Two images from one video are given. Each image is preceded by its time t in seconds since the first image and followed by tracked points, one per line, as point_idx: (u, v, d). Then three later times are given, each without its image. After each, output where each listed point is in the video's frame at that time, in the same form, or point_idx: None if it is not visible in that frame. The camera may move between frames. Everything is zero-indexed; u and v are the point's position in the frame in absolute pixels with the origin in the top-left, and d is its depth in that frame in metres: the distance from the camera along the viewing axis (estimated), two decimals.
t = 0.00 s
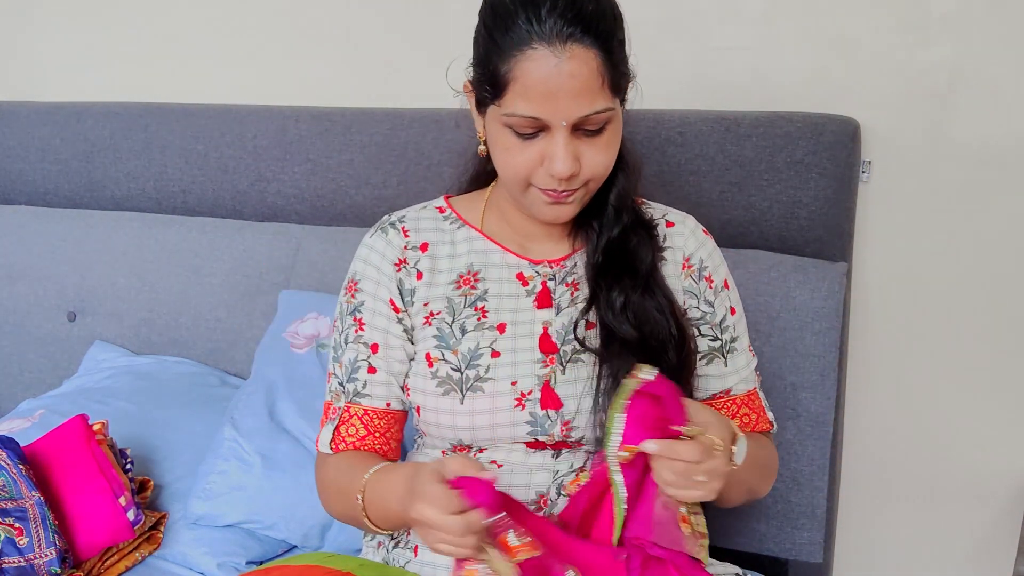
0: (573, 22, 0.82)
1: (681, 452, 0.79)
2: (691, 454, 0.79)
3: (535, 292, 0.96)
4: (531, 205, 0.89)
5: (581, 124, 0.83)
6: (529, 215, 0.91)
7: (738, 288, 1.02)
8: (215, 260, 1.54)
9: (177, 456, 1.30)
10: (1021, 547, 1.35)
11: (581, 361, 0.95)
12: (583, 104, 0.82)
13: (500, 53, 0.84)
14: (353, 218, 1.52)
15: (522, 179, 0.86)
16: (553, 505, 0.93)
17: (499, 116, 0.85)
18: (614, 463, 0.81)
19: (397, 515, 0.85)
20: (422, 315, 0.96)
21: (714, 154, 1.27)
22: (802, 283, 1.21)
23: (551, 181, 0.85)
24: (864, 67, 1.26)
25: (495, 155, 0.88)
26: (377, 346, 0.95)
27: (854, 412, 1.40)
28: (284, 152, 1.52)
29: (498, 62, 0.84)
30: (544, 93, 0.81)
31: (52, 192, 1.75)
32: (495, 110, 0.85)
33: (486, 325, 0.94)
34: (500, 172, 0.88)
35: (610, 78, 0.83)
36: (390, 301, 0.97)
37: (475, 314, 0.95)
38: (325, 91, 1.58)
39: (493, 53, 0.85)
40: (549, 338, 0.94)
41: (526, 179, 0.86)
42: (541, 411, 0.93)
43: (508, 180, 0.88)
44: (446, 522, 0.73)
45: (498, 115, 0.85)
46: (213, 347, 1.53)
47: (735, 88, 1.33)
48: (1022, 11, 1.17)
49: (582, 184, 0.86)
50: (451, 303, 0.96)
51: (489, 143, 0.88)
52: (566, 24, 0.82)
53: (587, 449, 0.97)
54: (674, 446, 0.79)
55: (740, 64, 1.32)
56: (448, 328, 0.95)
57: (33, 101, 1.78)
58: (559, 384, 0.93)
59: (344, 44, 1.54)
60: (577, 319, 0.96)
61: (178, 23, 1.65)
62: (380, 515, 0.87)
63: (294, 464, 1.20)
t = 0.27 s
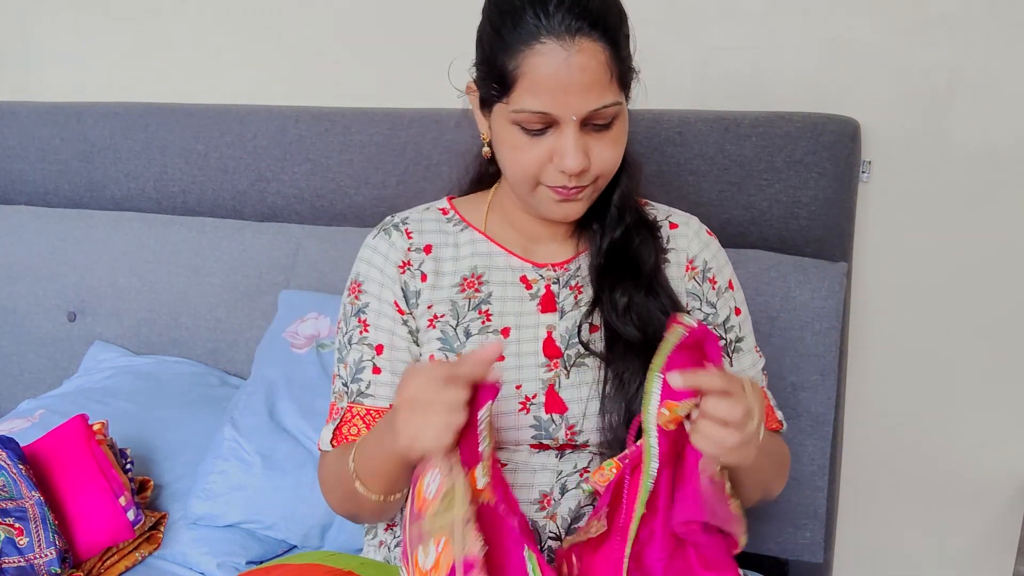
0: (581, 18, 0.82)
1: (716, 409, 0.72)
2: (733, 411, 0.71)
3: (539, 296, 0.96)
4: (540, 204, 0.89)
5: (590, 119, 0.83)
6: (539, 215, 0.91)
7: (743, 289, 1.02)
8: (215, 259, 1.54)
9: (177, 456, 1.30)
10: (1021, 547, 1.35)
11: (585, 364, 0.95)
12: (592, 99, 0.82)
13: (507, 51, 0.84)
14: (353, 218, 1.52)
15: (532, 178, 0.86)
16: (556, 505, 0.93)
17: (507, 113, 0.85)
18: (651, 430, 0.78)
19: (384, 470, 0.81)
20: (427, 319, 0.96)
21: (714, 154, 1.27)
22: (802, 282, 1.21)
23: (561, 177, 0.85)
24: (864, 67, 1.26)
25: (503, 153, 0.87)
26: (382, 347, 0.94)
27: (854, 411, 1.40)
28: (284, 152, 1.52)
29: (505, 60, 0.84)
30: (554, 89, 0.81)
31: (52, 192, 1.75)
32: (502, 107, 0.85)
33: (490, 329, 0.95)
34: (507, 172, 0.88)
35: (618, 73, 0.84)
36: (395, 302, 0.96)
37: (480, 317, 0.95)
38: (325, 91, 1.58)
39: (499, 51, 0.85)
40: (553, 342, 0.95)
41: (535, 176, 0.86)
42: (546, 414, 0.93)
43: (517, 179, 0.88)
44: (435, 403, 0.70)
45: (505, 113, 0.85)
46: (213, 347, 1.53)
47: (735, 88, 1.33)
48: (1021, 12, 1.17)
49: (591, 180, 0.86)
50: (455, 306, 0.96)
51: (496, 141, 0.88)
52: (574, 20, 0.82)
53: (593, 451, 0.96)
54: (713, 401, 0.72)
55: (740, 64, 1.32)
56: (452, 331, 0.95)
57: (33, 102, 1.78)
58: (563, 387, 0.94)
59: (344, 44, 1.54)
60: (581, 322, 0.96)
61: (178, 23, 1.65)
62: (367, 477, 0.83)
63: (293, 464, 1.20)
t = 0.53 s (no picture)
0: None
1: (664, 331, 0.75)
2: (673, 321, 0.75)
3: (536, 299, 0.96)
4: (527, 197, 0.89)
5: (569, 100, 0.83)
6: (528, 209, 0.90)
7: (740, 279, 1.02)
8: (215, 260, 1.54)
9: (178, 457, 1.30)
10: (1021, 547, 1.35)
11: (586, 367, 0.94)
12: (569, 78, 0.82)
13: (484, 39, 0.85)
14: (353, 218, 1.52)
15: (517, 167, 0.86)
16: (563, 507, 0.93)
17: (488, 102, 0.85)
18: (603, 425, 0.74)
19: (448, 452, 0.80)
20: (426, 324, 0.96)
21: (714, 154, 1.27)
22: (802, 282, 1.21)
23: (546, 162, 0.84)
24: (864, 67, 1.26)
25: (487, 145, 0.88)
26: (393, 348, 0.93)
27: (854, 411, 1.40)
28: (283, 152, 1.53)
29: (482, 49, 0.85)
30: (529, 70, 0.82)
31: (52, 192, 1.75)
32: (483, 97, 0.86)
33: (489, 334, 0.94)
34: (493, 164, 0.88)
35: (593, 53, 0.84)
36: (400, 304, 0.95)
37: (479, 322, 0.95)
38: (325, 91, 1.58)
39: (476, 42, 0.86)
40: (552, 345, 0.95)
41: (520, 165, 0.86)
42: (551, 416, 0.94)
43: (503, 170, 0.87)
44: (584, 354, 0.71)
45: (486, 103, 0.86)
46: (214, 347, 1.53)
47: (735, 88, 1.33)
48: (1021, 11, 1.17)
49: (577, 164, 0.85)
50: (453, 311, 0.96)
51: (479, 134, 0.89)
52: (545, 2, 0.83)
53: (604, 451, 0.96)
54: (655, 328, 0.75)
55: (740, 64, 1.32)
56: (451, 337, 0.95)
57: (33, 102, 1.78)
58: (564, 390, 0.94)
59: (344, 44, 1.54)
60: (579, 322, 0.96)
61: (178, 23, 1.65)
62: (423, 460, 0.81)
63: (294, 464, 1.20)
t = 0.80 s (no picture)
0: None
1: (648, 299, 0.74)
2: (655, 291, 0.74)
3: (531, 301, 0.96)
4: (523, 193, 0.88)
5: (559, 89, 0.83)
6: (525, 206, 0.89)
7: (742, 279, 1.02)
8: (215, 260, 1.54)
9: (176, 456, 1.30)
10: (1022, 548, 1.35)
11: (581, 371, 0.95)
12: (558, 66, 0.82)
13: (472, 33, 0.85)
14: (353, 218, 1.53)
15: (510, 161, 0.85)
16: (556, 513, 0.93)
17: (479, 96, 0.85)
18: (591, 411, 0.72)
19: (449, 448, 0.78)
20: (419, 326, 0.96)
21: (713, 154, 1.27)
22: (802, 282, 1.21)
23: (539, 154, 0.83)
24: (865, 67, 1.26)
25: (480, 141, 0.87)
26: (386, 349, 0.93)
27: (854, 411, 1.40)
28: (283, 152, 1.53)
29: (471, 44, 0.86)
30: (518, 59, 0.82)
31: (52, 192, 1.75)
32: (473, 92, 0.86)
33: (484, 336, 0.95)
34: (487, 160, 0.87)
35: (581, 42, 0.85)
36: (393, 304, 0.95)
37: (473, 324, 0.95)
38: (325, 90, 1.58)
39: (465, 37, 0.86)
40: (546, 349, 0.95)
41: (513, 159, 0.85)
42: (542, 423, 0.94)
43: (497, 166, 0.87)
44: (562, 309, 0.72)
45: (478, 97, 0.86)
46: (214, 347, 1.53)
47: (734, 87, 1.33)
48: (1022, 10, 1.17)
49: (571, 156, 0.84)
50: (446, 313, 0.96)
51: (472, 130, 0.88)
52: None
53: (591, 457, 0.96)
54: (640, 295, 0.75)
55: (740, 64, 1.32)
56: (444, 340, 0.95)
57: (33, 102, 1.78)
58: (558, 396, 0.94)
59: (343, 43, 1.54)
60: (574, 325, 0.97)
61: (179, 23, 1.65)
62: (427, 456, 0.79)
63: (293, 464, 1.20)
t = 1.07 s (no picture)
0: None
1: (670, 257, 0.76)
2: (674, 252, 0.76)
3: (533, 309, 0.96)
4: (530, 202, 0.88)
5: (566, 96, 0.82)
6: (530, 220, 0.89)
7: (757, 278, 1.00)
8: (214, 260, 1.54)
9: (176, 456, 1.30)
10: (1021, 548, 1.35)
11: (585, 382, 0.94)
12: (566, 73, 0.82)
13: (477, 41, 0.85)
14: (353, 218, 1.53)
15: (517, 170, 0.85)
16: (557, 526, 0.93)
17: (485, 104, 0.85)
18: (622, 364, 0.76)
19: (427, 455, 0.78)
20: (418, 334, 0.96)
21: (714, 155, 1.28)
22: (802, 282, 1.21)
23: (547, 163, 0.83)
24: (865, 67, 1.26)
25: (486, 149, 0.87)
26: (381, 357, 0.93)
27: (854, 412, 1.41)
28: (283, 152, 1.53)
29: (476, 51, 0.85)
30: (524, 67, 0.82)
31: (52, 192, 1.75)
32: (479, 100, 0.86)
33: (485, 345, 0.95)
34: (493, 169, 0.87)
35: (587, 48, 0.84)
36: (391, 311, 0.95)
37: (474, 333, 0.95)
38: (325, 90, 1.58)
39: (470, 44, 0.86)
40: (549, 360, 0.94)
41: (521, 168, 0.85)
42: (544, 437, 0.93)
43: (504, 175, 0.87)
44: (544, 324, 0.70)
45: (483, 106, 0.85)
46: (213, 347, 1.53)
47: (734, 88, 1.33)
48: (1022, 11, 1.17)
49: (579, 164, 0.84)
50: (447, 322, 0.96)
51: (477, 139, 0.88)
52: None
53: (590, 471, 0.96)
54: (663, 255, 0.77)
55: (741, 64, 1.32)
56: (445, 350, 0.95)
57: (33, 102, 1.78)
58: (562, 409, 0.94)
59: (343, 43, 1.54)
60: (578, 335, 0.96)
61: (178, 23, 1.65)
62: (407, 464, 0.79)
63: (294, 463, 1.20)
